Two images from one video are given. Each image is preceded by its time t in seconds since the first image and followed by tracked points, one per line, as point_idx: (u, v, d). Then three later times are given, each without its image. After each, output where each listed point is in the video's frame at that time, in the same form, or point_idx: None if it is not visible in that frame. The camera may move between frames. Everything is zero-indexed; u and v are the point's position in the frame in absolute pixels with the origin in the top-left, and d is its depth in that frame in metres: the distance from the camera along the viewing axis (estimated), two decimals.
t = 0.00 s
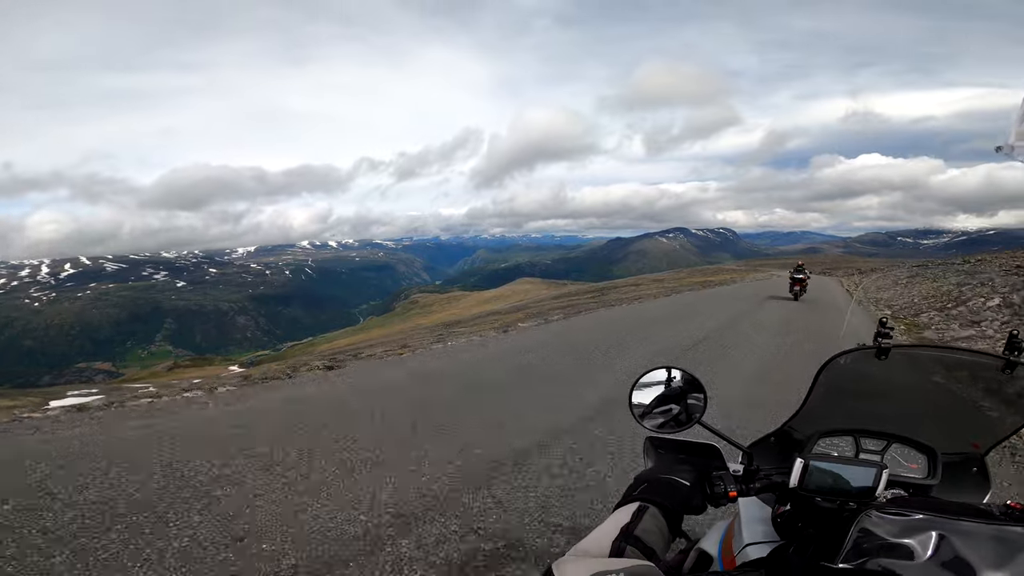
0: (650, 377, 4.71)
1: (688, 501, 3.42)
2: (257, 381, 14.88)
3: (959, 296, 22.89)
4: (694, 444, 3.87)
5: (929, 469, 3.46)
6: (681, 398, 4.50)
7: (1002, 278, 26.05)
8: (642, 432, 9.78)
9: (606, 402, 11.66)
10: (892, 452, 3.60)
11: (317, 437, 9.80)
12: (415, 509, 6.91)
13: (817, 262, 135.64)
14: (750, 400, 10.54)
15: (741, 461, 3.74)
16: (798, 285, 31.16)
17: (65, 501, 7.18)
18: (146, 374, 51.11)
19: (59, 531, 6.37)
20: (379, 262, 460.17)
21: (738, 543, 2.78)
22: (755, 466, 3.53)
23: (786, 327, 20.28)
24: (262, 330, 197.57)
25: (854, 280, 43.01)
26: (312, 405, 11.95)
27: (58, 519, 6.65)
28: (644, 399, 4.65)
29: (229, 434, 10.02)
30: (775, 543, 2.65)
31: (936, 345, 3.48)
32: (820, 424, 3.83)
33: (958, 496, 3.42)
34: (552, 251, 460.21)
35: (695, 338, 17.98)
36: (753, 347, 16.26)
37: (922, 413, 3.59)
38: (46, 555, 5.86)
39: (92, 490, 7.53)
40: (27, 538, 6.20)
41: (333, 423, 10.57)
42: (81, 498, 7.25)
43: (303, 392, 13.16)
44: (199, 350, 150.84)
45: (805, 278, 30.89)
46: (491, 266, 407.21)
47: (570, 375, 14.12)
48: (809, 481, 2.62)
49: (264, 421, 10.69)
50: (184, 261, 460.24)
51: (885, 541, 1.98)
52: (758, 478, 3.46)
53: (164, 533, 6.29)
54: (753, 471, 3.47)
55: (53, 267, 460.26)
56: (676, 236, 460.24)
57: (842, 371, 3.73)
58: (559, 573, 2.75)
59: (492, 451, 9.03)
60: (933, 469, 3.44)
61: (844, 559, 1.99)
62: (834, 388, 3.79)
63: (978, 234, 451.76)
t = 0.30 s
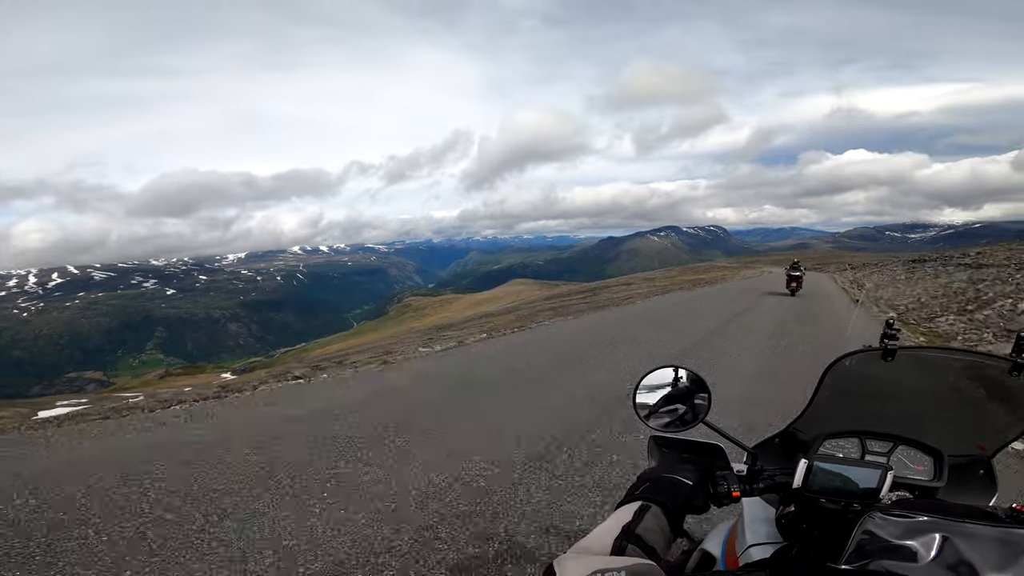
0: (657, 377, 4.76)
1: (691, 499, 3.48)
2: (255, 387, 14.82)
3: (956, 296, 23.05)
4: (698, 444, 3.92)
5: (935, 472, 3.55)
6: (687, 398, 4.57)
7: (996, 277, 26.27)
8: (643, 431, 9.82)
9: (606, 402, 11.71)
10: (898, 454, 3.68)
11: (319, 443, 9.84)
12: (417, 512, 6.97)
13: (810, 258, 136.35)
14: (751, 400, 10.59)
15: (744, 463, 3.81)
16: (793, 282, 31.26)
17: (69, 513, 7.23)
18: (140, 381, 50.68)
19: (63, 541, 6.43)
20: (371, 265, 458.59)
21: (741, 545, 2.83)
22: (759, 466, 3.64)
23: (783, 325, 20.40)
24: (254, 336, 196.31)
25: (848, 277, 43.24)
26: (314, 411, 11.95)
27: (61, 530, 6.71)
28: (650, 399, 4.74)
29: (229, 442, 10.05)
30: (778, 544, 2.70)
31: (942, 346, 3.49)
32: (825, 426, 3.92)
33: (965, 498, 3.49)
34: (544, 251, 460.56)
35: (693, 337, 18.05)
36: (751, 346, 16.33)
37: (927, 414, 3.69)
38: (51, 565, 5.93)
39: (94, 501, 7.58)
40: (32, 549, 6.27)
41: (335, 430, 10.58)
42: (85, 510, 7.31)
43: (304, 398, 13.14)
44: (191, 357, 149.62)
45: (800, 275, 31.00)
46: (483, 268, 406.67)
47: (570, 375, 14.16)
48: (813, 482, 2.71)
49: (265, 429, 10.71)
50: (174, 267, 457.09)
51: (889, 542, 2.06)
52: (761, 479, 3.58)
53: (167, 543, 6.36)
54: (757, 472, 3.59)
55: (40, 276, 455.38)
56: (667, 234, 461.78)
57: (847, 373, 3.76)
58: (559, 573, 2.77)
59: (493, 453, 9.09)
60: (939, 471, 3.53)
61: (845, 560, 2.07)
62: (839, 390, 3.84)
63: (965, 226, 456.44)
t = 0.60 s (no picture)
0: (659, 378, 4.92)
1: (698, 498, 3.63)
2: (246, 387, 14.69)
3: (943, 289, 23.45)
4: (702, 444, 4.09)
5: (943, 466, 3.54)
6: (688, 396, 4.70)
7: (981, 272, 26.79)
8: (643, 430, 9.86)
9: (605, 400, 11.74)
10: (906, 449, 3.73)
11: (319, 443, 9.80)
12: (418, 512, 6.97)
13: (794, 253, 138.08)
14: (749, 397, 10.66)
15: (749, 462, 3.97)
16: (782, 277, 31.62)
17: (67, 514, 7.22)
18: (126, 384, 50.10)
19: (62, 543, 6.43)
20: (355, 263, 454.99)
21: (750, 541, 3.08)
22: (765, 465, 3.69)
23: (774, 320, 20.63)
24: (238, 335, 194.05)
25: (835, 272, 43.86)
26: (310, 411, 11.89)
27: (60, 531, 6.70)
28: (651, 399, 4.86)
29: (226, 442, 10.00)
30: (786, 541, 2.91)
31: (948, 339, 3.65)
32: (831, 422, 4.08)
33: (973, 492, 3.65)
34: (529, 248, 460.78)
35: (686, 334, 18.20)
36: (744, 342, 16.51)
37: (932, 409, 3.80)
38: (51, 567, 5.92)
39: (93, 502, 7.57)
40: (31, 551, 6.27)
41: (332, 429, 10.55)
42: (84, 511, 7.29)
43: (299, 398, 13.06)
44: (174, 357, 147.57)
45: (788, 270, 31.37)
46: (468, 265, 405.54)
47: (565, 372, 14.24)
48: (820, 479, 2.90)
49: (261, 429, 10.66)
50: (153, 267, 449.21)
51: (898, 538, 2.20)
52: (768, 476, 3.64)
53: (168, 545, 6.35)
54: (763, 469, 3.64)
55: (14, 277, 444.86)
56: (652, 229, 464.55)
57: (852, 367, 3.95)
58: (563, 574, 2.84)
59: (493, 451, 9.10)
60: (947, 465, 3.52)
61: (857, 554, 2.23)
62: (844, 385, 4.03)
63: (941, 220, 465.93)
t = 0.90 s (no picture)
0: (657, 378, 4.98)
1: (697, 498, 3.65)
2: (241, 384, 14.67)
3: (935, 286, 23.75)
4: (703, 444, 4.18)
5: (947, 463, 3.83)
6: (689, 396, 4.79)
7: (971, 269, 27.16)
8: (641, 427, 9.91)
9: (603, 396, 11.75)
10: (908, 446, 3.93)
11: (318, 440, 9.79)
12: (418, 510, 6.98)
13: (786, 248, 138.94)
14: (747, 394, 10.71)
15: (749, 459, 4.01)
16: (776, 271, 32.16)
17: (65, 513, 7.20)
18: (116, 381, 50.05)
19: (61, 542, 6.42)
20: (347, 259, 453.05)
21: (754, 541, 3.22)
22: (766, 463, 3.77)
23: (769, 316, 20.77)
24: (230, 332, 192.95)
25: (829, 267, 44.09)
26: (308, 407, 11.92)
27: (59, 530, 6.69)
28: (651, 400, 4.94)
29: (225, 440, 9.97)
30: (789, 541, 3.06)
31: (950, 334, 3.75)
32: (832, 419, 4.17)
33: (978, 488, 3.72)
34: (522, 243, 460.53)
35: (683, 330, 18.28)
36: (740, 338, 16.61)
37: (933, 407, 3.90)
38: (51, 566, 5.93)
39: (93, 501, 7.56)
40: (29, 550, 6.27)
41: (329, 426, 10.56)
42: (83, 509, 7.29)
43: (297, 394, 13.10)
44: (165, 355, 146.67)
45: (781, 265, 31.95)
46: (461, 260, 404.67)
47: (562, 368, 14.30)
48: (822, 477, 3.07)
49: (259, 426, 10.68)
50: (142, 263, 445.72)
51: (902, 536, 2.31)
52: (769, 474, 3.72)
53: (167, 543, 6.35)
54: (764, 469, 3.72)
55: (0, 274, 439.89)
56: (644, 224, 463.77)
57: (851, 365, 4.10)
58: (564, 573, 2.88)
59: (492, 448, 9.12)
60: (951, 462, 3.81)
61: (860, 550, 2.34)
62: (844, 383, 4.16)
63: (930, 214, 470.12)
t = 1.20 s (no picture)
0: (656, 377, 5.01)
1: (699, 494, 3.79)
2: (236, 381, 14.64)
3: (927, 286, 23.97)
4: (705, 444, 4.24)
5: (951, 459, 3.88)
6: (688, 395, 4.84)
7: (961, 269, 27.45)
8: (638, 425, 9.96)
9: (601, 395, 11.77)
10: (913, 444, 3.99)
11: (315, 438, 9.73)
12: (415, 509, 6.97)
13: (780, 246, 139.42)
14: (744, 394, 10.73)
15: (752, 460, 4.12)
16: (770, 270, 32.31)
17: (59, 511, 7.15)
18: (105, 378, 49.65)
19: (56, 539, 6.39)
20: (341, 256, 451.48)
21: (757, 540, 3.28)
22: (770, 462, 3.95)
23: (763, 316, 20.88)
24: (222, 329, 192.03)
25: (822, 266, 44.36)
26: (305, 404, 11.92)
27: (51, 529, 6.64)
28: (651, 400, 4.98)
29: (221, 438, 9.92)
30: (793, 538, 3.14)
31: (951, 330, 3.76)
32: (834, 417, 4.25)
33: (983, 483, 3.80)
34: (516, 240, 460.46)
35: (679, 329, 18.36)
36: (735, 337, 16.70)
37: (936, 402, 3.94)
38: (44, 564, 5.90)
39: (88, 498, 7.51)
40: (26, 546, 6.27)
41: (326, 423, 10.57)
42: (79, 507, 7.24)
43: (294, 390, 13.09)
44: (157, 351, 145.69)
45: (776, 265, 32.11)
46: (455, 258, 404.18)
47: (558, 366, 14.35)
48: (826, 474, 3.17)
49: (256, 423, 10.69)
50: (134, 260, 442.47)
51: (908, 532, 2.35)
52: (771, 474, 3.88)
53: (161, 542, 6.32)
54: (767, 468, 3.89)
55: None
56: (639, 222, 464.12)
57: (852, 361, 4.13)
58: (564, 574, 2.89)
59: (490, 447, 9.11)
60: (955, 459, 3.86)
61: (864, 545, 2.38)
62: (844, 381, 4.21)
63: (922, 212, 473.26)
